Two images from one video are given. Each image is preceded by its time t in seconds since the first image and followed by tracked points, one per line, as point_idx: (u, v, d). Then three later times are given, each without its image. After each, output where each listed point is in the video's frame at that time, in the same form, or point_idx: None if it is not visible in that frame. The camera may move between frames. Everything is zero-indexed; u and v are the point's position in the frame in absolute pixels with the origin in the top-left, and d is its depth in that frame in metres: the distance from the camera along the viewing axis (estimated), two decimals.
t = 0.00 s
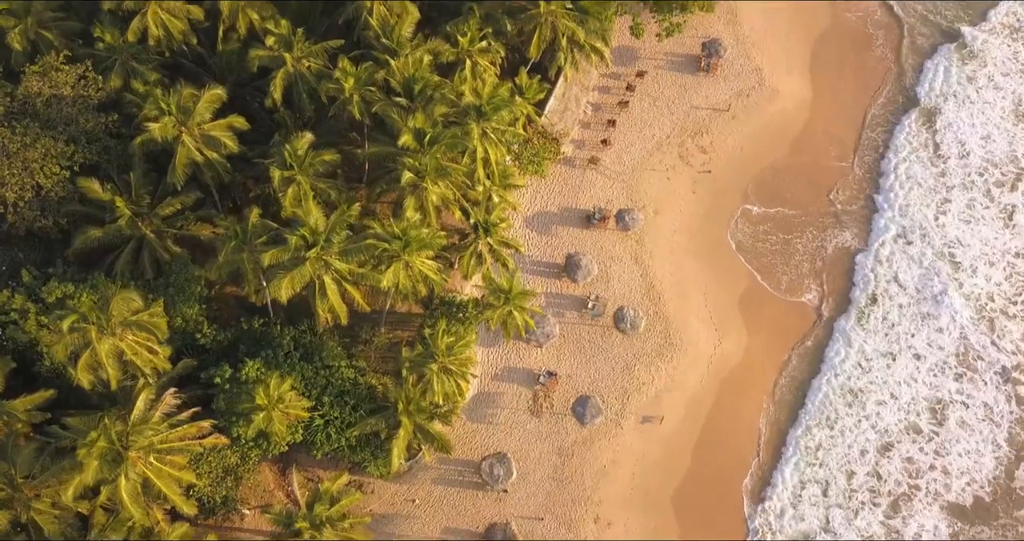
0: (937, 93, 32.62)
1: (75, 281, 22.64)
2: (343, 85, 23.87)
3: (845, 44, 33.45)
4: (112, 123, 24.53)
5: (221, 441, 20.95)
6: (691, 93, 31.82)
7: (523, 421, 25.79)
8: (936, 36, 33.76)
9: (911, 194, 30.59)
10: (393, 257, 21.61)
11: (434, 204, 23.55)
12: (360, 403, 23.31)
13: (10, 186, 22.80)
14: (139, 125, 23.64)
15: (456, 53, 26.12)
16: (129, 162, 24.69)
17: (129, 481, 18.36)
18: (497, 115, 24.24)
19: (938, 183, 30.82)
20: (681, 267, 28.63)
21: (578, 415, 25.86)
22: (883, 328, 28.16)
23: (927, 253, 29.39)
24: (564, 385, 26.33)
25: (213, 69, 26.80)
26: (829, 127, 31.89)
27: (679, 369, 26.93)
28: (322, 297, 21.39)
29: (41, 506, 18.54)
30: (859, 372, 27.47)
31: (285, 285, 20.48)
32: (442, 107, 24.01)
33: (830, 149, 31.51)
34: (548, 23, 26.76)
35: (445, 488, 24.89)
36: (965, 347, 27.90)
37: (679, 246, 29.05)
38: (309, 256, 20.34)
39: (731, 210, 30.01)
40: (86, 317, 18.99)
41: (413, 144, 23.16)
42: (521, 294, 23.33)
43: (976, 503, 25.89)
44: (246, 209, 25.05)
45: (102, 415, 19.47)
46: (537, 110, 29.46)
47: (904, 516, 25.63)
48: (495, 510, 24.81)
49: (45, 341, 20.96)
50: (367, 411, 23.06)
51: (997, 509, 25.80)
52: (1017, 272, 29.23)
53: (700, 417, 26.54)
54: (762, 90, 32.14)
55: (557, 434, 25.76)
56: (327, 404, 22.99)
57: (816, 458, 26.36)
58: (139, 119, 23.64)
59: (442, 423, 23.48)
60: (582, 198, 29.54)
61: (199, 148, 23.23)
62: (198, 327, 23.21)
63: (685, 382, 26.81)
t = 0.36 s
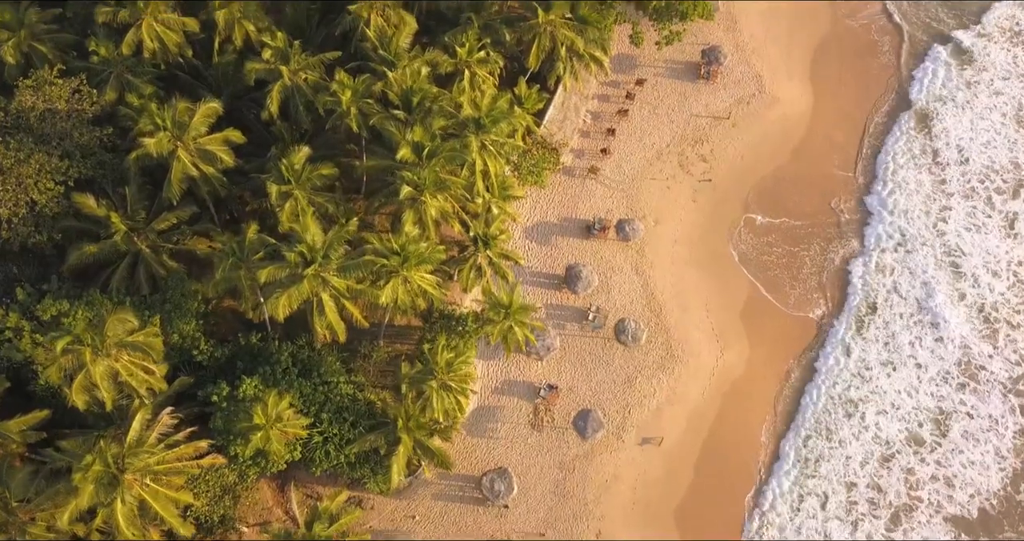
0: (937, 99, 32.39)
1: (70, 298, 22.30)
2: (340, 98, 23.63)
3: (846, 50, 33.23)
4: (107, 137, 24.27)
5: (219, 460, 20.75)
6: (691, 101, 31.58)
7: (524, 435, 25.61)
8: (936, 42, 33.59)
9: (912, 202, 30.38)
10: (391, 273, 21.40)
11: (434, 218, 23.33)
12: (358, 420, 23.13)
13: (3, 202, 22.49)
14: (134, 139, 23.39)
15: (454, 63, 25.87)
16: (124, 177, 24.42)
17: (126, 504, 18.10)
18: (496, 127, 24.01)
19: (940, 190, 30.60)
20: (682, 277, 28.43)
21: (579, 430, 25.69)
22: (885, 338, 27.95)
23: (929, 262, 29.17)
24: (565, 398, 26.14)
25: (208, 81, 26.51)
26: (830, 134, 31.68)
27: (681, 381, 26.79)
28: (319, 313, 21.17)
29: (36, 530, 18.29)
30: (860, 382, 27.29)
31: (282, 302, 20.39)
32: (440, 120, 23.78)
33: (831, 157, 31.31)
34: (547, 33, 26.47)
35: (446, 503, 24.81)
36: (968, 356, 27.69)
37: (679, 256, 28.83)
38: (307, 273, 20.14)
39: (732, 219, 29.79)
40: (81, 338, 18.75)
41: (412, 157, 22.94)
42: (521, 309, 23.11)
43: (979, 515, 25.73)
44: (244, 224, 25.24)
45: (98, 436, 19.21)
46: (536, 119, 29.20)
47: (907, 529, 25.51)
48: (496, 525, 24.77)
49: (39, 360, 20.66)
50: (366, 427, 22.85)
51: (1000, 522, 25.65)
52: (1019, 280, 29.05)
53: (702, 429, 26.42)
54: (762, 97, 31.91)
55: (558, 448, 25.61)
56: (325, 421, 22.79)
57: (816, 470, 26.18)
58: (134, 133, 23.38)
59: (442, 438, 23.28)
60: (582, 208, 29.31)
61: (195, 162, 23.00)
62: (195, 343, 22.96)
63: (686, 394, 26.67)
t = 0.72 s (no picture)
0: (937, 107, 32.17)
1: (63, 319, 21.96)
2: (337, 113, 23.36)
3: (846, 58, 33.02)
4: (101, 154, 23.94)
5: (215, 484, 20.49)
6: (690, 111, 31.33)
7: (525, 451, 25.35)
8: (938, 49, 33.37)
9: (914, 211, 30.15)
10: (390, 292, 21.07)
11: (432, 235, 23.06)
12: (357, 440, 22.88)
13: None
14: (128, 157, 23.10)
15: (451, 77, 25.59)
16: (119, 194, 24.09)
17: (122, 532, 17.82)
18: (494, 141, 23.75)
19: (942, 199, 30.37)
20: (684, 290, 28.20)
21: (581, 446, 25.43)
22: (888, 351, 27.70)
23: (931, 273, 28.93)
24: (566, 413, 25.90)
25: (203, 95, 26.18)
26: (831, 144, 31.47)
27: (683, 395, 26.55)
28: (317, 334, 20.94)
29: None
30: (861, 394, 27.04)
31: (279, 322, 20.18)
32: (438, 136, 23.53)
33: (832, 166, 31.10)
34: (546, 45, 26.16)
35: (447, 522, 24.53)
36: (971, 368, 27.46)
37: (680, 269, 28.58)
38: (304, 294, 19.81)
39: (734, 231, 29.54)
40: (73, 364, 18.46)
41: (410, 174, 22.64)
42: (521, 327, 22.84)
43: (983, 529, 25.50)
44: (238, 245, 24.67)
45: (93, 462, 18.93)
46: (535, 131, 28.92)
47: None
48: None
49: (33, 383, 20.33)
50: (365, 447, 22.58)
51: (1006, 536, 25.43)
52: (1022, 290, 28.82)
53: (705, 444, 26.20)
54: (763, 106, 31.68)
55: (559, 465, 25.37)
56: (324, 441, 22.54)
57: (817, 485, 25.92)
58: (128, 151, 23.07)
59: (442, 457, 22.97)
60: (582, 220, 29.05)
61: (190, 180, 22.73)
62: (192, 364, 22.66)
63: (689, 408, 26.44)
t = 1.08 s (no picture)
0: (939, 115, 31.95)
1: (57, 339, 21.64)
2: (334, 130, 23.09)
3: (847, 67, 32.81)
4: (95, 171, 23.65)
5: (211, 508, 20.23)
6: (690, 121, 31.09)
7: (525, 468, 25.12)
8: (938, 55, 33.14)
9: (916, 221, 29.90)
10: (388, 311, 20.83)
11: (431, 252, 22.78)
12: (356, 460, 22.61)
13: None
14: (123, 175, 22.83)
15: (449, 90, 25.30)
16: (113, 211, 23.80)
17: None
18: (493, 157, 23.49)
19: (944, 209, 30.13)
20: (685, 303, 27.96)
21: (582, 464, 25.19)
22: (891, 363, 27.44)
23: (934, 284, 28.71)
24: (567, 430, 25.71)
25: (198, 109, 25.87)
26: (832, 153, 31.24)
27: (685, 410, 26.37)
28: (315, 356, 20.74)
29: None
30: (862, 407, 26.80)
31: (276, 344, 19.91)
32: (435, 152, 23.22)
33: (834, 176, 30.87)
34: (544, 57, 25.86)
35: None
36: (975, 380, 27.23)
37: (681, 281, 28.34)
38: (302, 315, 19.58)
39: (736, 242, 29.30)
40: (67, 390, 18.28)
41: (408, 191, 22.37)
42: (521, 345, 22.68)
43: None
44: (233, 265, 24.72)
45: (88, 489, 18.69)
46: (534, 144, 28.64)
47: None
48: None
49: (26, 406, 20.02)
50: (364, 468, 22.30)
51: None
52: None
53: (707, 459, 26.00)
54: (764, 116, 31.45)
55: (560, 483, 25.15)
56: (322, 462, 22.29)
57: (820, 500, 25.65)
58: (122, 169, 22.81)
59: (441, 477, 22.76)
60: (582, 232, 28.80)
61: (186, 199, 22.46)
62: (188, 384, 22.36)
63: (690, 423, 26.25)
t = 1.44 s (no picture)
0: (940, 123, 31.74)
1: (52, 359, 21.37)
2: (331, 145, 22.87)
3: (847, 75, 32.61)
4: (89, 187, 23.41)
5: (208, 531, 20.00)
6: (690, 130, 30.88)
7: (526, 484, 24.91)
8: (938, 62, 32.97)
9: (917, 231, 29.69)
10: (387, 330, 20.64)
11: (429, 268, 22.53)
12: (355, 479, 22.37)
13: None
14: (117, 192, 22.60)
15: (447, 103, 25.06)
16: (107, 228, 23.51)
17: None
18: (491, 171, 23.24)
19: (945, 218, 29.93)
20: (686, 315, 27.77)
21: (584, 480, 24.97)
22: (893, 375, 27.23)
23: (935, 294, 28.52)
24: (568, 445, 25.52)
25: (194, 123, 25.60)
26: (834, 162, 31.03)
27: (688, 424, 26.20)
28: (313, 376, 20.49)
29: None
30: (863, 419, 26.61)
31: (274, 364, 19.74)
32: (434, 167, 22.90)
33: (835, 185, 30.65)
34: (543, 69, 25.65)
35: None
36: (977, 392, 27.03)
37: (682, 293, 28.13)
38: (299, 335, 19.37)
39: (737, 254, 29.08)
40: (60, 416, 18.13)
41: (407, 207, 22.13)
42: (522, 363, 22.56)
43: None
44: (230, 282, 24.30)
45: (83, 514, 18.51)
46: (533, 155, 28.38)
47: None
48: None
49: (20, 428, 19.77)
50: (363, 486, 22.06)
51: None
52: None
53: (710, 473, 25.81)
54: (765, 125, 31.24)
55: (561, 499, 24.94)
56: (321, 481, 22.05)
57: (823, 514, 25.41)
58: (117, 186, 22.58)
59: (441, 495, 22.55)
60: (581, 243, 28.59)
61: (181, 216, 22.22)
62: (184, 403, 22.12)
63: (692, 437, 26.09)
